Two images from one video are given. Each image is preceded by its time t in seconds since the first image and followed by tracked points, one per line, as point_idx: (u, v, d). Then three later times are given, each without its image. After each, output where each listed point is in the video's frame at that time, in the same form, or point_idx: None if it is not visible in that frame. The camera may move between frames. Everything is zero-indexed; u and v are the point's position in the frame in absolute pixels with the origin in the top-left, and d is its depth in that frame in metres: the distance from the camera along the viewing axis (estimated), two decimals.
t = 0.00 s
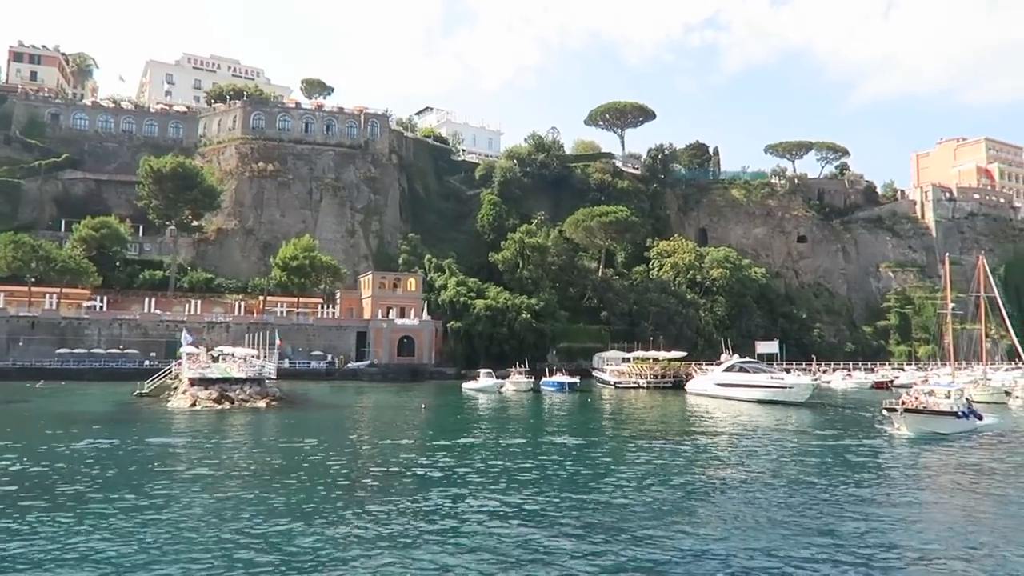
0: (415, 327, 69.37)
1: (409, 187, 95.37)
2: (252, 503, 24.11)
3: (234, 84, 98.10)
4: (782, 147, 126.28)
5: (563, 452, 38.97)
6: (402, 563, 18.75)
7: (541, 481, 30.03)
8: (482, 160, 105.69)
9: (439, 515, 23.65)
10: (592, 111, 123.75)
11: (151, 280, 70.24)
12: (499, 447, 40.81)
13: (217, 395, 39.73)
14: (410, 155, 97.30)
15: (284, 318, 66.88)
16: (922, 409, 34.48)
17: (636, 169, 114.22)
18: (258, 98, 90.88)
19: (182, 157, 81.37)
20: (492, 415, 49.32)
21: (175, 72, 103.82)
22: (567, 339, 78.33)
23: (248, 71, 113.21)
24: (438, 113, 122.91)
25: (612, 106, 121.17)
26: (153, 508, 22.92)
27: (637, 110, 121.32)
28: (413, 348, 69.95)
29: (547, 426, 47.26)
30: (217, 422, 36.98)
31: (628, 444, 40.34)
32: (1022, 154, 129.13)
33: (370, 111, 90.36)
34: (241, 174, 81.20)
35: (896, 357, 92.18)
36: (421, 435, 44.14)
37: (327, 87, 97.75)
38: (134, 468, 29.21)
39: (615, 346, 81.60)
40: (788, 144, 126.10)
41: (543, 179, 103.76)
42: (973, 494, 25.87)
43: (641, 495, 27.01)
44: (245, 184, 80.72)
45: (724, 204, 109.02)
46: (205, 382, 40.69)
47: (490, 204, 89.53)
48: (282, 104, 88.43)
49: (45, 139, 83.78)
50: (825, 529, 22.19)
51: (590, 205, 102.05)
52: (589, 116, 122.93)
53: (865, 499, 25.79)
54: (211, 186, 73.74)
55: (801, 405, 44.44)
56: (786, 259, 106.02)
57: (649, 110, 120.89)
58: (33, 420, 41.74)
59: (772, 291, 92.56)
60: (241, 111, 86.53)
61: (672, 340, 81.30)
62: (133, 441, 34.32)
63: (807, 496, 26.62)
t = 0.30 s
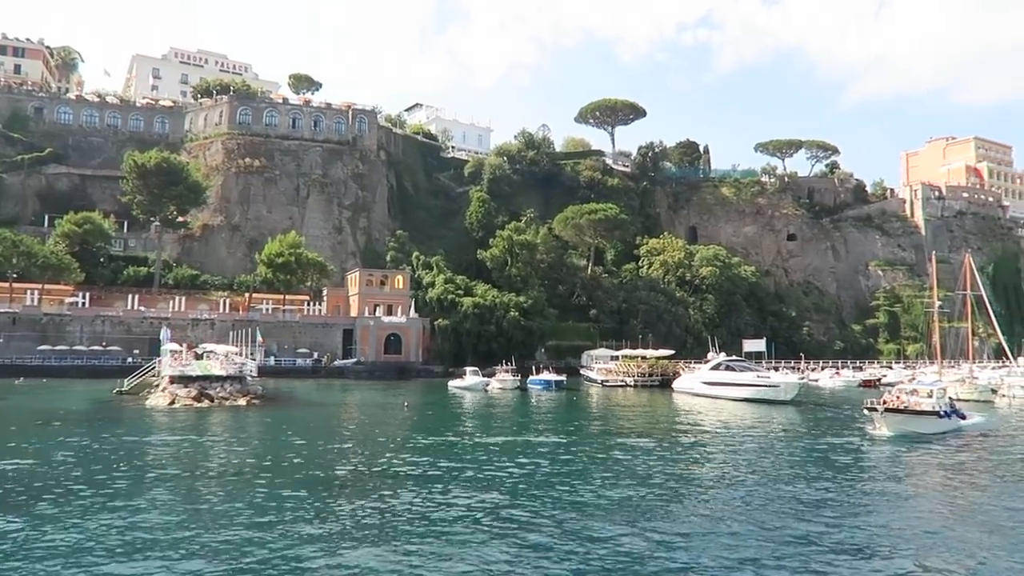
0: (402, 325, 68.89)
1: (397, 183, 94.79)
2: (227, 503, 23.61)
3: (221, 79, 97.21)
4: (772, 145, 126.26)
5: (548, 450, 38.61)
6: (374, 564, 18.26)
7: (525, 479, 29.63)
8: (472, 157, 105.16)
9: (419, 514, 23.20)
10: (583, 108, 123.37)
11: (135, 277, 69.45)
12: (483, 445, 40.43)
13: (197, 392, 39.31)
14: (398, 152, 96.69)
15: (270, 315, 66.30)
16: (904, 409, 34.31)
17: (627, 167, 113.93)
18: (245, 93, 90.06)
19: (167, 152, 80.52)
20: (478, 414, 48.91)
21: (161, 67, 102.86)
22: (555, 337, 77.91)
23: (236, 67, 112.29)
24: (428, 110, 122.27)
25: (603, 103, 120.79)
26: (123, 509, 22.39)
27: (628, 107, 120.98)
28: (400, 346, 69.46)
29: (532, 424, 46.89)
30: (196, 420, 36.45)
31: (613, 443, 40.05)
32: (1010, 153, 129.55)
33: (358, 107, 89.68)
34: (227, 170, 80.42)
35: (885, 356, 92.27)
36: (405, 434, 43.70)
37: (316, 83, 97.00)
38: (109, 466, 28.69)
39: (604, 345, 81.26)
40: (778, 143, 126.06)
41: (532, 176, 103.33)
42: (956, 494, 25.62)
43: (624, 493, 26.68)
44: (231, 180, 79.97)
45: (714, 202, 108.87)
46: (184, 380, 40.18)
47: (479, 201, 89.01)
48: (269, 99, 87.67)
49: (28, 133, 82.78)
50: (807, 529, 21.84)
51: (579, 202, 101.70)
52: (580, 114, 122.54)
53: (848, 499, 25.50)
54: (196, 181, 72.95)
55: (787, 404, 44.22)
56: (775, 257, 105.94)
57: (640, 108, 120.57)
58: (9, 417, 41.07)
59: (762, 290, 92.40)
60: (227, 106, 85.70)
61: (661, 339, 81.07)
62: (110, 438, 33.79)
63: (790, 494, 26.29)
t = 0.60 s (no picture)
0: (391, 324, 68.42)
1: (387, 182, 94.32)
2: (205, 504, 23.13)
3: (209, 77, 96.46)
4: (764, 145, 126.14)
5: (534, 450, 38.21)
6: (351, 567, 17.81)
7: (508, 480, 29.21)
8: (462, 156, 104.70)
9: (401, 515, 22.78)
10: (574, 107, 123.07)
11: (122, 276, 68.71)
12: (469, 445, 40.01)
13: (178, 393, 38.84)
14: (388, 151, 96.20)
15: (257, 314, 65.80)
16: (887, 411, 33.96)
17: (618, 166, 113.64)
18: (233, 90, 89.38)
19: (154, 150, 79.84)
20: (465, 414, 48.50)
21: (149, 64, 102.10)
22: (546, 337, 77.53)
23: (226, 64, 111.57)
24: (419, 108, 121.74)
25: (595, 102, 120.48)
26: (97, 511, 21.86)
27: (619, 106, 120.65)
28: (389, 345, 68.98)
29: (520, 424, 46.48)
30: (176, 420, 35.97)
31: (600, 443, 39.74)
32: (1001, 153, 129.82)
33: (348, 105, 89.05)
34: (214, 168, 79.75)
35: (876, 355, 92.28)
36: (391, 434, 43.27)
37: (305, 81, 96.38)
38: (86, 467, 28.17)
39: (594, 344, 80.91)
40: (770, 142, 125.98)
41: (524, 175, 102.95)
42: (944, 495, 25.34)
43: (610, 494, 26.32)
44: (218, 178, 79.31)
45: (705, 202, 108.70)
46: (166, 380, 39.73)
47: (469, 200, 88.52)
48: (257, 97, 87.05)
49: (13, 130, 81.84)
50: (796, 531, 21.48)
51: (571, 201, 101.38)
52: (571, 113, 122.21)
53: (835, 500, 25.19)
54: (183, 179, 72.27)
55: (775, 405, 43.98)
56: (767, 257, 105.83)
57: (632, 107, 120.30)
58: None
59: (753, 289, 92.10)
60: (215, 103, 85.04)
61: (652, 338, 80.79)
62: (89, 438, 33.27)
63: (778, 495, 25.97)
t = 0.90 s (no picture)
0: (380, 325, 67.92)
1: (378, 182, 93.83)
2: (180, 506, 22.65)
3: (198, 76, 95.79)
4: (757, 145, 126.06)
5: (521, 452, 37.80)
6: (320, 568, 17.40)
7: (492, 481, 28.82)
8: (454, 156, 104.28)
9: (386, 516, 22.33)
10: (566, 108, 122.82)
11: (108, 277, 68.00)
12: (456, 447, 39.58)
13: (159, 395, 38.31)
14: (379, 151, 95.73)
15: (245, 315, 65.27)
16: (870, 413, 33.64)
17: (610, 166, 113.37)
18: (222, 90, 88.77)
19: (142, 150, 79.23)
20: (453, 416, 48.07)
21: (138, 63, 101.40)
22: (538, 338, 77.12)
23: (216, 64, 110.92)
24: (410, 108, 121.25)
25: (587, 103, 120.24)
26: (69, 513, 21.38)
27: (612, 107, 120.41)
28: (378, 346, 68.50)
29: (508, 426, 46.08)
30: (156, 423, 35.46)
31: (588, 444, 39.38)
32: (993, 154, 129.99)
33: (338, 105, 88.55)
34: (203, 168, 79.14)
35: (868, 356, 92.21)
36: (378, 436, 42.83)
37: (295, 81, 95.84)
38: (64, 469, 27.65)
39: (586, 345, 80.55)
40: (763, 143, 125.92)
41: (515, 176, 102.57)
42: (935, 497, 25.01)
43: (597, 495, 25.92)
44: (207, 178, 78.74)
45: (698, 202, 108.50)
46: (147, 382, 39.23)
47: (460, 200, 88.06)
48: (247, 96, 86.52)
49: None
50: (778, 532, 21.15)
51: (563, 202, 101.06)
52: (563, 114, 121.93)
53: (826, 501, 24.84)
54: (171, 179, 71.65)
55: (764, 406, 43.71)
56: (759, 257, 105.71)
57: (624, 108, 120.08)
58: None
59: (746, 290, 91.78)
60: (204, 103, 84.45)
61: (644, 339, 80.48)
62: (67, 440, 32.73)
63: (763, 497, 25.66)
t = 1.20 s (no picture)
0: (369, 327, 67.39)
1: (368, 184, 93.36)
2: (152, 510, 22.19)
3: (187, 77, 95.15)
4: (749, 146, 126.02)
5: (507, 455, 37.40)
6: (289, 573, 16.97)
7: (474, 485, 28.39)
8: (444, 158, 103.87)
9: (368, 521, 21.87)
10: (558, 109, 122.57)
11: (94, 278, 67.25)
12: (442, 450, 39.14)
13: (139, 398, 37.77)
14: (370, 152, 95.25)
15: (232, 317, 64.74)
16: (854, 418, 33.24)
17: (602, 168, 113.17)
18: (211, 90, 88.18)
19: (129, 151, 78.61)
20: (441, 418, 47.65)
21: (126, 63, 100.72)
22: (528, 340, 76.70)
23: (205, 65, 110.32)
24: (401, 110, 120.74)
25: (578, 104, 120.01)
26: (36, 518, 20.88)
27: (603, 108, 120.20)
28: (367, 349, 67.97)
29: (495, 428, 45.66)
30: (136, 426, 34.91)
31: (575, 447, 39.01)
32: (984, 156, 130.33)
33: (328, 106, 88.08)
34: (191, 169, 78.54)
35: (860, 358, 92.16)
36: (363, 439, 42.37)
37: (284, 81, 95.30)
38: (39, 473, 27.13)
39: (577, 347, 80.19)
40: (755, 144, 125.87)
41: (507, 177, 102.20)
42: (925, 500, 24.75)
43: (583, 498, 25.57)
44: (195, 179, 78.14)
45: (689, 204, 108.32)
46: (128, 386, 38.72)
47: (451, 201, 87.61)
48: (236, 97, 86.00)
49: None
50: (759, 536, 20.80)
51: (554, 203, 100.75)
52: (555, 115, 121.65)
53: (810, 505, 24.51)
54: (158, 179, 71.00)
55: (753, 409, 43.43)
56: (751, 259, 105.62)
57: (615, 109, 119.90)
58: None
59: (737, 291, 91.38)
60: (192, 103, 83.88)
61: (636, 342, 80.17)
62: (44, 444, 32.18)
63: (747, 500, 25.31)
